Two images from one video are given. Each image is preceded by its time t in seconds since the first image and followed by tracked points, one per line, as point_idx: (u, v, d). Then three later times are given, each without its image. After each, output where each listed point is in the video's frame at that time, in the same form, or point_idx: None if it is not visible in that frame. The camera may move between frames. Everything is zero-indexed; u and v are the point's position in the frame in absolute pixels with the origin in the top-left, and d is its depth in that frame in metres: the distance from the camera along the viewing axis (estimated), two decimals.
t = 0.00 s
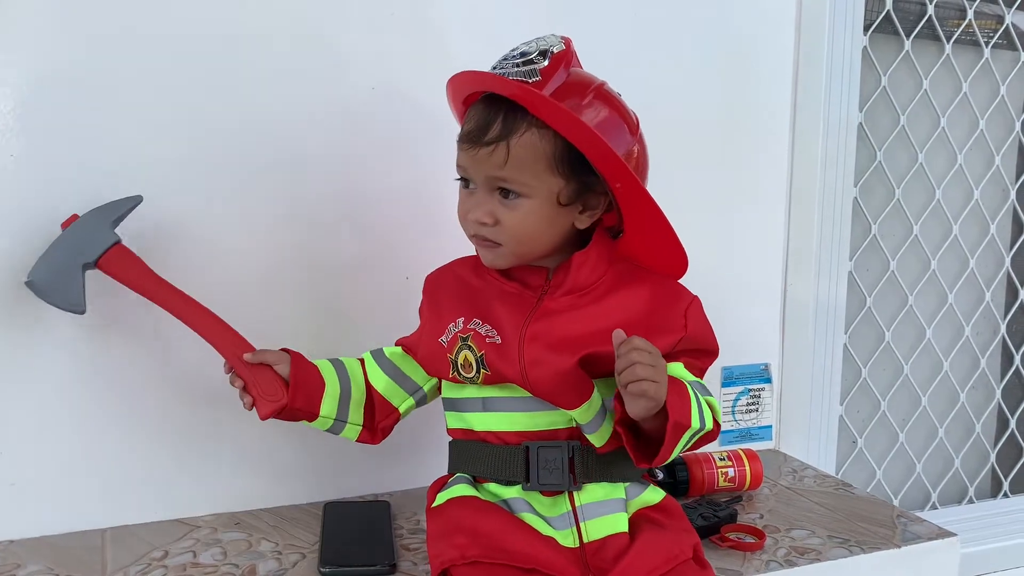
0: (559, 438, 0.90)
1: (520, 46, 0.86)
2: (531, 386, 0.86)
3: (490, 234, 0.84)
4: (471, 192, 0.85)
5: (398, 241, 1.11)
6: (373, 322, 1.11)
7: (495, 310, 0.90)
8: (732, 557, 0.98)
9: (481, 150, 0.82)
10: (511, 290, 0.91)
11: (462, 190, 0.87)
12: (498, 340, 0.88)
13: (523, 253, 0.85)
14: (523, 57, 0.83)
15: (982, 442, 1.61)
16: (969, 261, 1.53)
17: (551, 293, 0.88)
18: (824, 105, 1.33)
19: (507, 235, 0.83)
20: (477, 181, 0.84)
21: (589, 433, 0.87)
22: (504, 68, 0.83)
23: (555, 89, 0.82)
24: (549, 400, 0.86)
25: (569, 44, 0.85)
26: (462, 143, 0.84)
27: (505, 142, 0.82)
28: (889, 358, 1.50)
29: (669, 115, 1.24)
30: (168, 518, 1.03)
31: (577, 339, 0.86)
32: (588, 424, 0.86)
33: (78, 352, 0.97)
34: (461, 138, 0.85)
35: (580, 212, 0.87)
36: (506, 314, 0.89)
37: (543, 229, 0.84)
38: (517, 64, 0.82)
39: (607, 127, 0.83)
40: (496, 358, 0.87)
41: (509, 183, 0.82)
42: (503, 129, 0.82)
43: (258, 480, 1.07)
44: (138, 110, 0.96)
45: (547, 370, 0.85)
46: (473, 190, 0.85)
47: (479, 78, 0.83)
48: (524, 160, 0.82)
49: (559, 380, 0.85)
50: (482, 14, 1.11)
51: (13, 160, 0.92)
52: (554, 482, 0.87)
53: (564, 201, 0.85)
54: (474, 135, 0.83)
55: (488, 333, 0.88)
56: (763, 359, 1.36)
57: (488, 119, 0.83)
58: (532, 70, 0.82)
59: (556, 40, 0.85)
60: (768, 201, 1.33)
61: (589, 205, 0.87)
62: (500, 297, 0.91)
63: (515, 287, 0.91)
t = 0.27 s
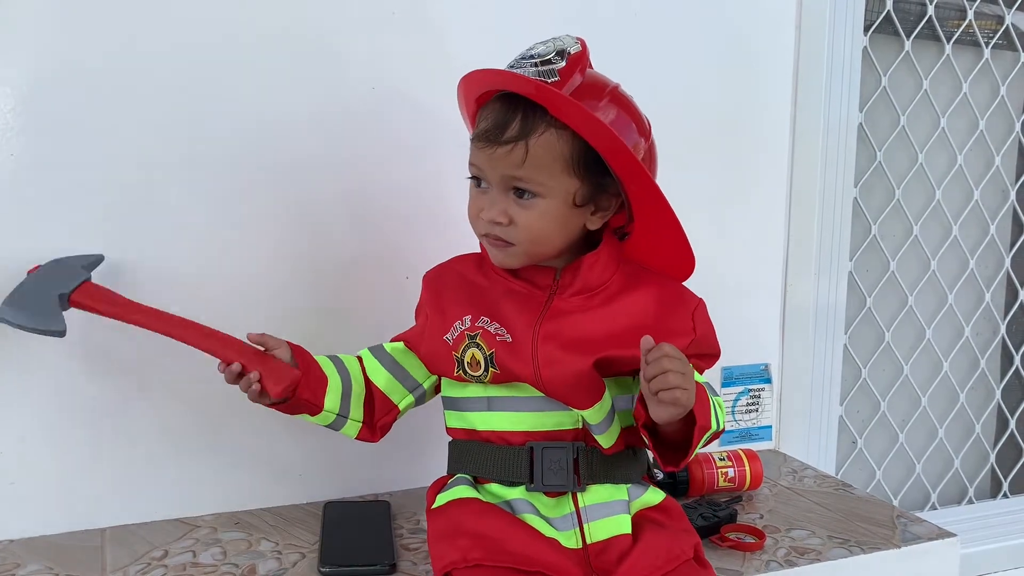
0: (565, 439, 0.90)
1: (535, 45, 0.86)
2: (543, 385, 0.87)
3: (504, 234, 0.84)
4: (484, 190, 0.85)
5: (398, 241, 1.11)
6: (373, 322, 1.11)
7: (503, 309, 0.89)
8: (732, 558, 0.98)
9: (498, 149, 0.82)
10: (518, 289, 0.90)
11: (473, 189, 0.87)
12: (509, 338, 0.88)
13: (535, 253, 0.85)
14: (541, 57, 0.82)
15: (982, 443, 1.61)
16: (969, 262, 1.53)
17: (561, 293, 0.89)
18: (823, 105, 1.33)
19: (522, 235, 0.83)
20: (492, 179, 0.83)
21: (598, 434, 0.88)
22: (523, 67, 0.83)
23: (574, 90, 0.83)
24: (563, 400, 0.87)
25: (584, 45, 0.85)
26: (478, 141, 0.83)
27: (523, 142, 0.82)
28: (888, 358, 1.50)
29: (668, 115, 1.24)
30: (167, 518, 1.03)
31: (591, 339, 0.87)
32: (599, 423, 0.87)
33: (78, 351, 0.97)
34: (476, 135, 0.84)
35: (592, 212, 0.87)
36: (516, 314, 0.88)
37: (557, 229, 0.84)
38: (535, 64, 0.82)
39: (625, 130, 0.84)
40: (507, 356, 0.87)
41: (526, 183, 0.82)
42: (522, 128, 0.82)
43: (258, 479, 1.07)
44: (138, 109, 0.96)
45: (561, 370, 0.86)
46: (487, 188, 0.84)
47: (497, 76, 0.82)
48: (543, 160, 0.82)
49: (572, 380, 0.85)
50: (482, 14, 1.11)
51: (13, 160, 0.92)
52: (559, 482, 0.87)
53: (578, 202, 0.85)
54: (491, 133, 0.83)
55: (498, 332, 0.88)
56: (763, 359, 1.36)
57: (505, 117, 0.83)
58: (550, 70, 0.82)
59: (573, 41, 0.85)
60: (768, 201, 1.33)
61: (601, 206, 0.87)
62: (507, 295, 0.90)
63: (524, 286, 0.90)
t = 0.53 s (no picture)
0: (574, 443, 0.90)
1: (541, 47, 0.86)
2: (556, 390, 0.86)
3: (513, 236, 0.84)
4: (492, 192, 0.85)
5: (397, 242, 1.11)
6: (373, 323, 1.11)
7: (511, 312, 0.89)
8: (731, 559, 0.98)
9: (508, 152, 0.82)
10: (525, 293, 0.90)
11: (481, 190, 0.87)
12: (519, 343, 0.87)
13: (544, 255, 0.86)
14: (550, 59, 0.83)
15: (981, 444, 1.61)
16: (968, 264, 1.53)
17: (568, 296, 0.89)
18: (822, 106, 1.33)
19: (531, 237, 0.84)
20: (502, 181, 0.83)
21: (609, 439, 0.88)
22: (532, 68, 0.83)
23: (583, 91, 0.83)
24: (575, 405, 0.86)
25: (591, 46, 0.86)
26: (487, 143, 0.83)
27: (534, 144, 0.82)
28: (887, 360, 1.50)
29: (667, 117, 1.24)
30: (167, 519, 1.03)
31: (601, 343, 0.86)
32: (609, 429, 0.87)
33: (78, 351, 0.97)
34: (485, 137, 0.84)
35: (599, 214, 0.88)
36: (523, 318, 0.88)
37: (566, 231, 0.85)
38: (544, 65, 0.82)
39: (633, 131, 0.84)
40: (518, 361, 0.86)
41: (536, 185, 0.82)
42: (533, 130, 0.82)
43: (258, 481, 1.07)
44: (139, 110, 0.96)
45: (572, 373, 0.85)
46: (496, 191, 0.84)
47: (506, 78, 0.82)
48: (553, 162, 0.82)
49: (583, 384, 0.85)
50: (481, 15, 1.11)
51: (13, 161, 0.92)
52: (569, 486, 0.87)
53: (587, 204, 0.86)
54: (501, 135, 0.83)
55: (507, 336, 0.87)
56: (762, 361, 1.36)
57: (515, 119, 0.83)
58: (558, 72, 0.82)
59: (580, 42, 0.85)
60: (766, 202, 1.33)
61: (608, 208, 0.88)
62: (514, 299, 0.90)
63: (529, 289, 0.90)
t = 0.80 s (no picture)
0: (573, 447, 0.90)
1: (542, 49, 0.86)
2: (558, 396, 0.86)
3: (519, 238, 0.84)
4: (496, 195, 0.85)
5: (396, 245, 1.11)
6: (371, 326, 1.11)
7: (510, 319, 0.89)
8: (729, 562, 0.98)
9: (516, 153, 0.82)
10: (523, 299, 0.90)
11: (483, 194, 0.86)
12: (519, 349, 0.87)
13: (549, 257, 0.86)
14: (552, 60, 0.83)
15: (979, 447, 1.61)
16: (965, 266, 1.54)
17: (567, 300, 0.89)
18: (819, 109, 1.34)
19: (538, 239, 0.84)
20: (508, 183, 0.83)
21: (609, 443, 0.88)
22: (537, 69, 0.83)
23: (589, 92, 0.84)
24: (576, 410, 0.87)
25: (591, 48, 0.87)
26: (493, 144, 0.83)
27: (543, 145, 0.82)
28: (885, 363, 1.50)
29: (665, 120, 1.24)
30: (165, 521, 1.03)
31: (600, 346, 0.87)
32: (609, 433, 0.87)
33: (76, 353, 0.97)
34: (490, 139, 0.84)
35: (600, 216, 0.89)
36: (522, 324, 0.88)
37: (571, 233, 0.85)
38: (548, 66, 0.83)
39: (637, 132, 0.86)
40: (518, 368, 0.86)
41: (544, 186, 0.83)
42: (540, 131, 0.82)
43: (257, 483, 1.07)
44: (139, 112, 0.97)
45: (575, 377, 0.85)
46: (501, 193, 0.84)
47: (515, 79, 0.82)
48: (560, 162, 0.83)
49: (586, 387, 0.85)
50: (480, 18, 1.11)
51: (13, 163, 0.92)
52: (567, 490, 0.87)
53: (591, 205, 0.87)
54: (508, 136, 0.83)
55: (507, 343, 0.87)
56: (760, 364, 1.37)
57: (522, 121, 0.83)
58: (563, 72, 0.82)
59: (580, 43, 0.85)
60: (764, 205, 1.33)
61: (608, 209, 0.90)
62: (513, 305, 0.90)
63: (528, 294, 0.90)
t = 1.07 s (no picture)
0: (570, 449, 0.90)
1: (539, 53, 0.86)
2: (556, 399, 0.87)
3: (518, 242, 0.84)
4: (495, 199, 0.85)
5: (394, 247, 1.11)
6: (369, 329, 1.11)
7: (507, 323, 0.89)
8: (726, 564, 0.98)
9: (515, 157, 0.82)
10: (520, 303, 0.90)
11: (482, 197, 0.86)
12: (516, 353, 0.87)
13: (548, 261, 0.86)
14: (549, 64, 0.83)
15: (977, 450, 1.61)
16: (963, 269, 1.54)
17: (564, 304, 0.89)
18: (817, 112, 1.34)
19: (536, 243, 0.84)
20: (507, 187, 0.83)
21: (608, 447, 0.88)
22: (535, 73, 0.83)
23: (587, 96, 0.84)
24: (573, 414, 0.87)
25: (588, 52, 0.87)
26: (493, 148, 0.83)
27: (542, 149, 0.82)
28: (883, 365, 1.50)
29: (663, 122, 1.24)
30: (162, 524, 1.03)
31: (598, 350, 0.87)
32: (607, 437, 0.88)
33: (74, 356, 0.97)
34: (489, 142, 0.84)
35: (598, 219, 0.89)
36: (519, 328, 0.88)
37: (569, 237, 0.85)
38: (546, 70, 0.83)
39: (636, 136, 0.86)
40: (514, 373, 0.86)
41: (544, 190, 0.83)
42: (539, 135, 0.82)
43: (254, 486, 1.07)
44: (137, 115, 0.97)
45: (573, 381, 0.86)
46: (500, 197, 0.84)
47: (514, 84, 0.82)
48: (560, 167, 0.83)
49: (583, 391, 0.86)
50: (477, 21, 1.11)
51: (11, 165, 0.92)
52: (565, 492, 0.87)
53: (589, 209, 0.87)
54: (507, 140, 0.83)
55: (503, 347, 0.87)
56: (757, 366, 1.37)
57: (522, 125, 0.83)
58: (561, 76, 0.82)
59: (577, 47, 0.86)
60: (762, 208, 1.33)
61: (606, 213, 0.90)
62: (510, 309, 0.90)
63: (525, 298, 0.90)
